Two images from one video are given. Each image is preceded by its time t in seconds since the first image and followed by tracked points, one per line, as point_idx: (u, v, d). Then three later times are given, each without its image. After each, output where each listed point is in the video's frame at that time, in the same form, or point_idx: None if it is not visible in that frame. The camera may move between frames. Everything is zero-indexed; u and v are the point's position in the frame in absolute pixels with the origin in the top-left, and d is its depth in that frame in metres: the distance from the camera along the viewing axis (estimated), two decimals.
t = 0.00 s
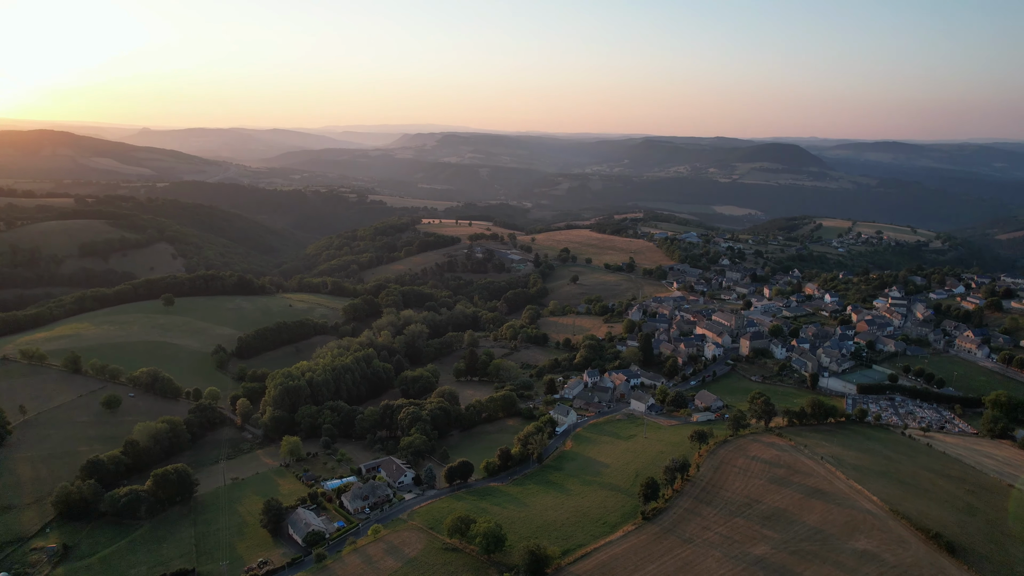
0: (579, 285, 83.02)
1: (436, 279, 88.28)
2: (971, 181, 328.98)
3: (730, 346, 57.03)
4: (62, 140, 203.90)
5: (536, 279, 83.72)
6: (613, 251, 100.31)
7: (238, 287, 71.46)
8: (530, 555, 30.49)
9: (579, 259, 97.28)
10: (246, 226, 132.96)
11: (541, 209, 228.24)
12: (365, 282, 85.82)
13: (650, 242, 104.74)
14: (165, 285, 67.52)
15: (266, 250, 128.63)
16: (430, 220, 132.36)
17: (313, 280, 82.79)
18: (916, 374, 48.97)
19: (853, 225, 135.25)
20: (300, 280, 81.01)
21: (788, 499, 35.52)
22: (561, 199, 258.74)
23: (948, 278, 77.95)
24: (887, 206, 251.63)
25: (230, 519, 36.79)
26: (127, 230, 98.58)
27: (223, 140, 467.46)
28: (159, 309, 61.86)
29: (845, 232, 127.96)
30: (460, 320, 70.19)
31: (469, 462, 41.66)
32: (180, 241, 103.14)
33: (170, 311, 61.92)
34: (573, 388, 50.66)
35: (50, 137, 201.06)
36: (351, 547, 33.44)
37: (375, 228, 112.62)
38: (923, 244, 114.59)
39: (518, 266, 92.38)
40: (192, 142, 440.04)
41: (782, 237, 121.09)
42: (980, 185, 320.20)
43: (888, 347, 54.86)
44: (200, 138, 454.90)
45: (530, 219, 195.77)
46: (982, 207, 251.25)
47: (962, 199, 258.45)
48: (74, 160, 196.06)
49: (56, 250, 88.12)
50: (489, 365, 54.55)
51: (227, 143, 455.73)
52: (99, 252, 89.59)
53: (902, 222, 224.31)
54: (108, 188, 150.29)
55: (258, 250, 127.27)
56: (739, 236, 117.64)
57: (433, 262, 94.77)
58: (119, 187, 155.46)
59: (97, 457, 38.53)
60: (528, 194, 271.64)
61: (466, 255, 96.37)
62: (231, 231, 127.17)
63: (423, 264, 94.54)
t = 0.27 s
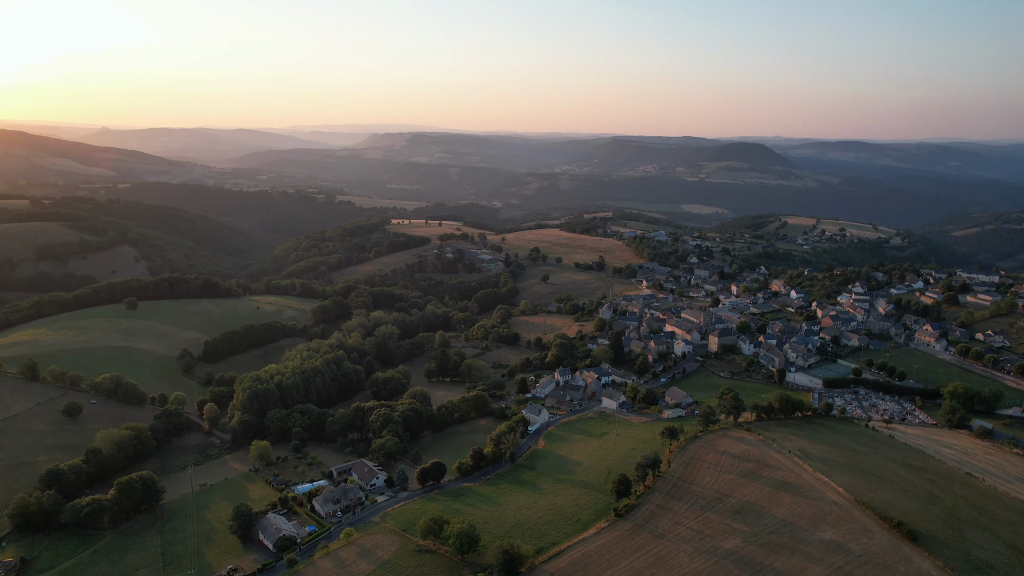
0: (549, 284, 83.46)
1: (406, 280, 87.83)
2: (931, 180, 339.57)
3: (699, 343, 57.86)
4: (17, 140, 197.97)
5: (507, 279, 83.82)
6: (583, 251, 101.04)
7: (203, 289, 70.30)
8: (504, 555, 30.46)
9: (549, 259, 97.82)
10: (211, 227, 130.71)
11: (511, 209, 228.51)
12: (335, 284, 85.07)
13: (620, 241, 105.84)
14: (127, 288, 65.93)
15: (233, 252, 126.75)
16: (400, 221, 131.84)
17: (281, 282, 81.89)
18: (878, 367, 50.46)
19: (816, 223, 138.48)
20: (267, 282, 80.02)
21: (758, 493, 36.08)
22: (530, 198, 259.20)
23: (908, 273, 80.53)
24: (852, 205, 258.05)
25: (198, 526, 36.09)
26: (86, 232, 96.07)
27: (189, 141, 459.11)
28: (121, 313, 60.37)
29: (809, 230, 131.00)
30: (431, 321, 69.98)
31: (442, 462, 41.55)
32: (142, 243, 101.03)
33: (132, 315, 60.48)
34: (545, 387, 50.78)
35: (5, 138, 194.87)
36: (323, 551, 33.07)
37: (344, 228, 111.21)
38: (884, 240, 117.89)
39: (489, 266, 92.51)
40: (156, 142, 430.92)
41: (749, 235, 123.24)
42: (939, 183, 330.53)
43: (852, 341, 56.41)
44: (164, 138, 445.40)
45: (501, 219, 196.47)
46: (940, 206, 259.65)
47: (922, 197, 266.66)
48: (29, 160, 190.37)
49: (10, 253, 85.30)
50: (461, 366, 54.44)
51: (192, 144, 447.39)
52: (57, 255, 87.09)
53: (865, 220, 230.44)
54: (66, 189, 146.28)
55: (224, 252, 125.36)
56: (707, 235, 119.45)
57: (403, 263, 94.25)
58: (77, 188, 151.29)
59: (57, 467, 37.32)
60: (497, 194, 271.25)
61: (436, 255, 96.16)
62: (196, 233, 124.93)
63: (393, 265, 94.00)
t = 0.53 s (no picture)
0: (520, 284, 83.69)
1: (377, 281, 87.12)
2: (892, 178, 349.17)
3: (669, 340, 58.62)
4: None
5: (477, 279, 83.62)
6: (553, 250, 101.64)
7: (168, 292, 68.96)
8: (478, 554, 30.38)
9: (519, 258, 98.12)
10: (175, 229, 128.09)
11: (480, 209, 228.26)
12: (303, 285, 84.09)
13: (590, 240, 106.64)
14: (87, 292, 64.16)
15: (198, 254, 124.49)
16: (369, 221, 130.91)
17: (248, 284, 80.72)
18: (843, 361, 51.74)
19: (782, 220, 141.36)
20: (234, 284, 78.78)
21: (728, 487, 36.57)
22: (500, 198, 259.02)
23: (870, 269, 82.73)
24: (818, 202, 263.75)
25: (165, 535, 35.26)
26: (43, 235, 93.25)
27: (153, 141, 449.46)
28: (81, 318, 58.71)
29: (774, 227, 133.61)
30: (401, 322, 69.58)
31: (414, 464, 41.32)
32: (102, 246, 98.59)
33: (93, 320, 58.87)
34: (517, 386, 50.79)
35: None
36: (294, 556, 32.57)
37: (312, 229, 109.36)
38: (847, 237, 120.89)
39: (459, 266, 92.42)
40: (118, 142, 420.50)
41: (717, 233, 125.11)
42: (899, 181, 340.13)
43: (817, 336, 57.79)
44: (126, 138, 434.58)
45: (471, 219, 196.62)
46: (900, 203, 267.35)
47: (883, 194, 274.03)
48: None
49: None
50: (432, 366, 54.20)
51: (156, 144, 437.83)
52: (11, 259, 84.29)
53: (830, 218, 235.93)
54: (21, 190, 141.77)
55: (189, 254, 123.04)
56: (675, 233, 120.95)
57: (372, 264, 93.53)
58: (32, 189, 146.68)
59: (15, 477, 35.95)
60: (467, 194, 270.48)
61: (406, 256, 95.70)
62: (159, 235, 122.34)
63: (362, 266, 93.12)
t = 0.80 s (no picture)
0: (490, 284, 83.71)
1: (345, 282, 86.19)
2: (856, 177, 358.20)
3: (638, 338, 59.33)
4: None
5: (447, 279, 83.29)
6: (523, 249, 101.93)
7: (130, 296, 67.45)
8: (451, 555, 30.22)
9: (489, 258, 98.20)
10: (135, 231, 125.03)
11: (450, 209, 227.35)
12: (270, 287, 82.86)
13: (559, 239, 107.20)
14: (44, 297, 62.15)
15: (161, 257, 121.80)
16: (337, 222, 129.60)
17: (214, 287, 79.31)
18: (808, 356, 52.94)
19: (747, 218, 143.99)
20: (199, 287, 77.30)
21: (697, 482, 37.05)
22: (470, 198, 257.94)
23: (833, 265, 84.70)
24: (785, 200, 269.14)
25: (129, 545, 34.23)
26: None
27: (113, 141, 437.89)
28: (37, 324, 56.82)
29: (740, 225, 136.01)
30: (371, 323, 68.99)
31: (385, 466, 41.00)
32: (58, 250, 95.67)
33: (50, 326, 57.05)
34: (488, 386, 50.76)
35: None
36: (264, 562, 31.98)
37: (278, 230, 107.29)
38: (810, 234, 123.77)
39: (428, 266, 92.11)
40: (75, 142, 408.38)
41: (684, 231, 126.79)
42: (862, 179, 349.25)
43: (782, 332, 59.10)
44: (84, 138, 422.31)
45: (440, 218, 196.24)
46: (862, 202, 274.95)
47: (846, 192, 281.37)
48: None
49: None
50: (403, 367, 53.81)
51: (115, 144, 426.49)
52: None
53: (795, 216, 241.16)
54: None
55: (151, 257, 120.28)
56: (643, 231, 122.23)
57: (341, 265, 92.50)
58: None
59: None
60: (436, 194, 268.67)
61: (375, 256, 94.96)
62: (119, 237, 119.31)
63: (330, 267, 91.92)
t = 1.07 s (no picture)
0: (459, 283, 83.53)
1: (312, 284, 85.10)
2: (819, 175, 366.67)
3: (608, 336, 59.88)
4: None
5: (416, 279, 82.80)
6: (491, 249, 102.03)
7: (89, 301, 65.78)
8: (423, 556, 29.99)
9: (458, 258, 97.98)
10: (92, 234, 121.49)
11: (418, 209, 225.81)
12: (235, 290, 81.37)
13: (528, 239, 107.43)
14: None
15: (121, 261, 118.70)
16: (303, 223, 127.86)
17: (177, 290, 77.62)
18: (774, 351, 53.98)
19: (713, 216, 146.18)
20: (161, 290, 75.56)
21: (667, 478, 37.43)
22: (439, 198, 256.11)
23: (797, 262, 86.39)
24: (753, 198, 273.80)
25: (90, 555, 33.03)
26: None
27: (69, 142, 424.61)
28: None
29: (706, 223, 138.02)
30: (339, 325, 68.22)
31: (356, 469, 40.54)
32: (9, 254, 92.34)
33: (4, 332, 55.05)
34: (458, 387, 50.59)
35: None
36: (232, 570, 31.29)
37: (243, 231, 105.02)
38: (774, 232, 126.30)
39: (397, 266, 91.57)
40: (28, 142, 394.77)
41: (652, 230, 128.12)
42: (826, 177, 357.41)
43: (749, 328, 60.16)
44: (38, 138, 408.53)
45: (408, 219, 195.37)
46: (826, 201, 281.77)
47: (810, 190, 288.10)
48: None
49: None
50: (372, 369, 53.27)
51: (71, 145, 413.45)
52: None
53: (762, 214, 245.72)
54: None
55: (109, 260, 117.06)
56: (611, 230, 123.20)
57: (307, 266, 91.22)
58: None
59: None
60: (405, 194, 266.03)
61: (342, 258, 93.94)
62: (76, 241, 115.80)
63: (297, 269, 90.51)
